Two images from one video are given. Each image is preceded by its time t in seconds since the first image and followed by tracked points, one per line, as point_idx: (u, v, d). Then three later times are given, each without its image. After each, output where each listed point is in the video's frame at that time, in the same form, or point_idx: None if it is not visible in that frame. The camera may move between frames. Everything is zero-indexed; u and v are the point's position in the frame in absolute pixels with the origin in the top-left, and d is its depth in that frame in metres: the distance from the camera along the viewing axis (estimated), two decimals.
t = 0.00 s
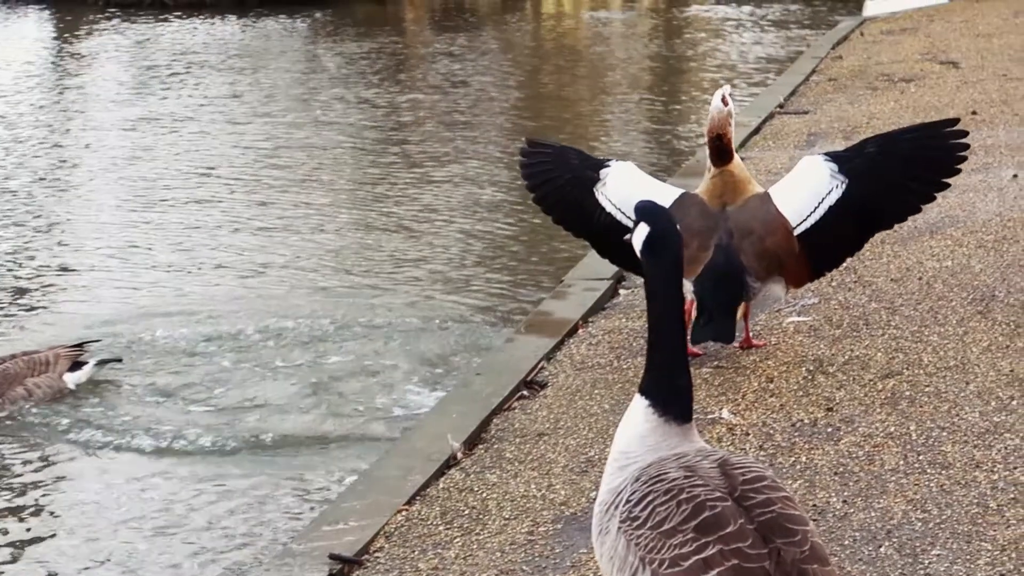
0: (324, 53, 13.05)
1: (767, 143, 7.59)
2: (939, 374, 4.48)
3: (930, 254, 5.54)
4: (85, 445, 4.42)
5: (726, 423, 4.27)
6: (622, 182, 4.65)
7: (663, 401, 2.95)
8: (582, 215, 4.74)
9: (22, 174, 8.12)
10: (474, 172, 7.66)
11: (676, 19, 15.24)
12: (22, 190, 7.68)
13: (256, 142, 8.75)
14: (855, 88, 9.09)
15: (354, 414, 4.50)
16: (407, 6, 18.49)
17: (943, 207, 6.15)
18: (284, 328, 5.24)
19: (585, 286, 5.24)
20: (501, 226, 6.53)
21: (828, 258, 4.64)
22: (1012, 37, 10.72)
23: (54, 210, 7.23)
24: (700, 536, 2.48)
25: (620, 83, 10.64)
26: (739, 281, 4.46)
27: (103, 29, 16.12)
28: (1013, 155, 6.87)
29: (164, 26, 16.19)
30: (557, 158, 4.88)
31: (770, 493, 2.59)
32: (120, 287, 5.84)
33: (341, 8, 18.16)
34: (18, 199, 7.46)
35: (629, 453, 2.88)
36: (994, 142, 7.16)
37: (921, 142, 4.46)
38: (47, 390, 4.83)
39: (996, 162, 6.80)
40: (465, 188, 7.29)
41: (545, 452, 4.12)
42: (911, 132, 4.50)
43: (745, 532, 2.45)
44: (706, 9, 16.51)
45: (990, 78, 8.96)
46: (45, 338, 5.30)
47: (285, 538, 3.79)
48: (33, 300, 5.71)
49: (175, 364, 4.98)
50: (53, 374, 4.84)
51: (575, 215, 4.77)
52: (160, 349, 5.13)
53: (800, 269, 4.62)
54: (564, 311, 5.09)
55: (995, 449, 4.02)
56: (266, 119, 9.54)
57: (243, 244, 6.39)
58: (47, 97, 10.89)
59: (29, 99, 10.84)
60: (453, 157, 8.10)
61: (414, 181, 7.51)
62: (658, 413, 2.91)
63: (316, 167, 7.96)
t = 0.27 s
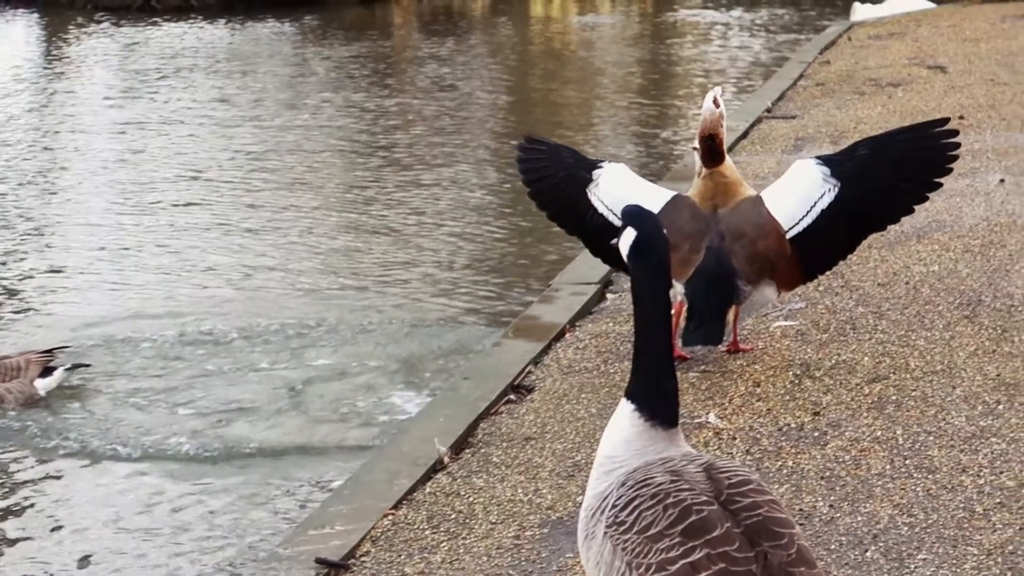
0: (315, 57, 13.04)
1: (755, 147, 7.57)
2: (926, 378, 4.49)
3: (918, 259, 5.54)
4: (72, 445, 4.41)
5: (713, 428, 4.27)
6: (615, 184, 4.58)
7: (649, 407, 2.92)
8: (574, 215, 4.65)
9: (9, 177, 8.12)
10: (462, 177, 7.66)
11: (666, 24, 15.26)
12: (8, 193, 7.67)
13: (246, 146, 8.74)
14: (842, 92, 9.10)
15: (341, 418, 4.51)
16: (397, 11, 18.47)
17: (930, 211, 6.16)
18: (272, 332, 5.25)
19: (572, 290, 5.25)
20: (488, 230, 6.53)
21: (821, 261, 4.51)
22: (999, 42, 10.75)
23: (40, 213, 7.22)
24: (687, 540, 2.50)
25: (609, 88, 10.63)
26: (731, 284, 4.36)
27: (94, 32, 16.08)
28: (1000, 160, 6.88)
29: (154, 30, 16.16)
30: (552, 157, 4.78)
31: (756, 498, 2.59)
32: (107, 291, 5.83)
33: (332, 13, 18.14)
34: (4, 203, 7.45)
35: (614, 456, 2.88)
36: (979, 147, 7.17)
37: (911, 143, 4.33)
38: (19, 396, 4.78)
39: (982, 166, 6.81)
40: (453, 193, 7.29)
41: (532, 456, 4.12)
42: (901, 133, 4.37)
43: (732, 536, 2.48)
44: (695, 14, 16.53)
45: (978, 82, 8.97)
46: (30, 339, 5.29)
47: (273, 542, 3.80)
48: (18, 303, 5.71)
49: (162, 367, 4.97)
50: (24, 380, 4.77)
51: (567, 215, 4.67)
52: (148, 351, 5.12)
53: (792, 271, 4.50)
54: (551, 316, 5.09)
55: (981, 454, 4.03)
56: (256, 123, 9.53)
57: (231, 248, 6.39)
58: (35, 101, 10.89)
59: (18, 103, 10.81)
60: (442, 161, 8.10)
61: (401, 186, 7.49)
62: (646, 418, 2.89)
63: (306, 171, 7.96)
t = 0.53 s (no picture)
0: (303, 63, 13.03)
1: (739, 153, 7.56)
2: (909, 385, 4.50)
3: (902, 265, 5.56)
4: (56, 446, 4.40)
5: (697, 433, 4.28)
6: (604, 186, 4.48)
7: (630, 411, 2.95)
8: (561, 216, 4.54)
9: None
10: (448, 183, 7.66)
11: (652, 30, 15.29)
12: None
13: (232, 151, 8.73)
14: (827, 98, 9.12)
15: (325, 424, 4.52)
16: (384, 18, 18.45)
17: (913, 217, 6.17)
18: (256, 338, 5.25)
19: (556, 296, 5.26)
20: (473, 236, 6.53)
21: (807, 269, 4.41)
22: (982, 49, 10.81)
23: (23, 218, 7.21)
24: (671, 545, 2.49)
25: (596, 93, 10.63)
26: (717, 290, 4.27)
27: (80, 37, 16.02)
28: (983, 166, 6.90)
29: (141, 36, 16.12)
30: (541, 157, 4.66)
31: (739, 502, 2.61)
32: (90, 296, 5.82)
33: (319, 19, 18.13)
34: None
35: (598, 463, 2.89)
36: (961, 153, 7.19)
37: (899, 151, 4.26)
38: None
39: (963, 172, 6.83)
40: (438, 199, 7.29)
41: (515, 462, 4.13)
42: (889, 141, 4.30)
43: (716, 540, 2.47)
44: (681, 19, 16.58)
45: (961, 89, 9.01)
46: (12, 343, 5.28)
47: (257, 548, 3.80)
48: None
49: (146, 373, 4.97)
50: None
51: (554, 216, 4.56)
52: (131, 357, 5.12)
53: (779, 278, 4.41)
54: (535, 321, 5.10)
55: (964, 460, 4.04)
56: (242, 129, 9.51)
57: (215, 254, 6.38)
58: (20, 106, 10.87)
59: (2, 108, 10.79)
60: (429, 167, 8.09)
61: (383, 193, 7.48)
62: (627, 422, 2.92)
63: (292, 176, 7.95)
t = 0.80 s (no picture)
0: (290, 66, 13.01)
1: (721, 157, 7.55)
2: (891, 388, 4.51)
3: (884, 268, 5.57)
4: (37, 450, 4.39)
5: (680, 437, 4.28)
6: (590, 186, 4.44)
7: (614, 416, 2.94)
8: (546, 217, 4.50)
9: None
10: (432, 187, 7.65)
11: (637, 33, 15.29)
12: None
13: (218, 155, 8.71)
14: (809, 102, 9.14)
15: (308, 428, 4.52)
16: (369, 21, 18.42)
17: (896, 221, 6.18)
18: (238, 342, 5.25)
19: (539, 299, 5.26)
20: (456, 240, 6.53)
21: (791, 274, 4.38)
22: (964, 53, 10.85)
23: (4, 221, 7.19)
24: (654, 548, 2.52)
25: (581, 97, 10.62)
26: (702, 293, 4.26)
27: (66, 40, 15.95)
28: (965, 170, 6.91)
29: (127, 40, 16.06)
30: (527, 157, 4.62)
31: (720, 504, 2.64)
32: (72, 300, 5.81)
33: (304, 22, 18.13)
34: None
35: (579, 465, 2.90)
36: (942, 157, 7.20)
37: (885, 157, 4.22)
38: None
39: (943, 176, 6.85)
40: (423, 203, 7.28)
41: (498, 465, 4.14)
42: (876, 147, 4.26)
43: (698, 543, 2.51)
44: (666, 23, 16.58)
45: (943, 93, 9.04)
46: None
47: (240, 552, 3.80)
48: None
49: (128, 377, 4.96)
50: None
51: (539, 217, 4.52)
52: (112, 361, 5.11)
53: (762, 283, 4.38)
54: (518, 325, 5.10)
55: (946, 463, 4.05)
56: (228, 133, 9.49)
57: (199, 258, 6.37)
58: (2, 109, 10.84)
59: None
60: (414, 171, 8.08)
61: (365, 198, 7.45)
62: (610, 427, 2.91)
63: (276, 180, 7.94)
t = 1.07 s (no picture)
0: (277, 69, 12.99)
1: (704, 159, 7.54)
2: (872, 390, 4.52)
3: (866, 270, 5.58)
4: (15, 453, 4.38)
5: (661, 439, 4.28)
6: (573, 186, 4.45)
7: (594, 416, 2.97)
8: (529, 217, 4.51)
9: None
10: (417, 189, 7.65)
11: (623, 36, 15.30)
12: None
13: (205, 157, 8.70)
14: (792, 104, 9.16)
15: (290, 429, 4.52)
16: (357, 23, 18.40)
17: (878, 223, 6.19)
18: (221, 345, 5.25)
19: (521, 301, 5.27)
20: (440, 242, 6.53)
21: (772, 276, 4.39)
22: (946, 56, 10.88)
23: None
24: (634, 549, 2.51)
25: (565, 99, 10.62)
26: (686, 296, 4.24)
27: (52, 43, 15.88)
28: (946, 172, 6.92)
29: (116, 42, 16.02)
30: (512, 158, 4.64)
31: (702, 505, 2.63)
32: (54, 303, 5.80)
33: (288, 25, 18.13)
34: None
35: (561, 468, 2.90)
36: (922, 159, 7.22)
37: (868, 166, 4.25)
38: None
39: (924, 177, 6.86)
40: (407, 205, 7.28)
41: (480, 467, 4.14)
42: (860, 155, 4.28)
43: (679, 544, 2.49)
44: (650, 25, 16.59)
45: (926, 96, 9.07)
46: None
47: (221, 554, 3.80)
48: None
49: (110, 379, 4.95)
50: None
51: (523, 217, 4.54)
52: (92, 364, 5.10)
53: (743, 284, 4.39)
54: (501, 327, 5.11)
55: (927, 465, 4.06)
56: (215, 135, 9.48)
57: (182, 261, 6.36)
58: None
59: None
60: (399, 173, 8.08)
61: (349, 200, 7.44)
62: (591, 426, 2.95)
63: (260, 183, 7.92)
